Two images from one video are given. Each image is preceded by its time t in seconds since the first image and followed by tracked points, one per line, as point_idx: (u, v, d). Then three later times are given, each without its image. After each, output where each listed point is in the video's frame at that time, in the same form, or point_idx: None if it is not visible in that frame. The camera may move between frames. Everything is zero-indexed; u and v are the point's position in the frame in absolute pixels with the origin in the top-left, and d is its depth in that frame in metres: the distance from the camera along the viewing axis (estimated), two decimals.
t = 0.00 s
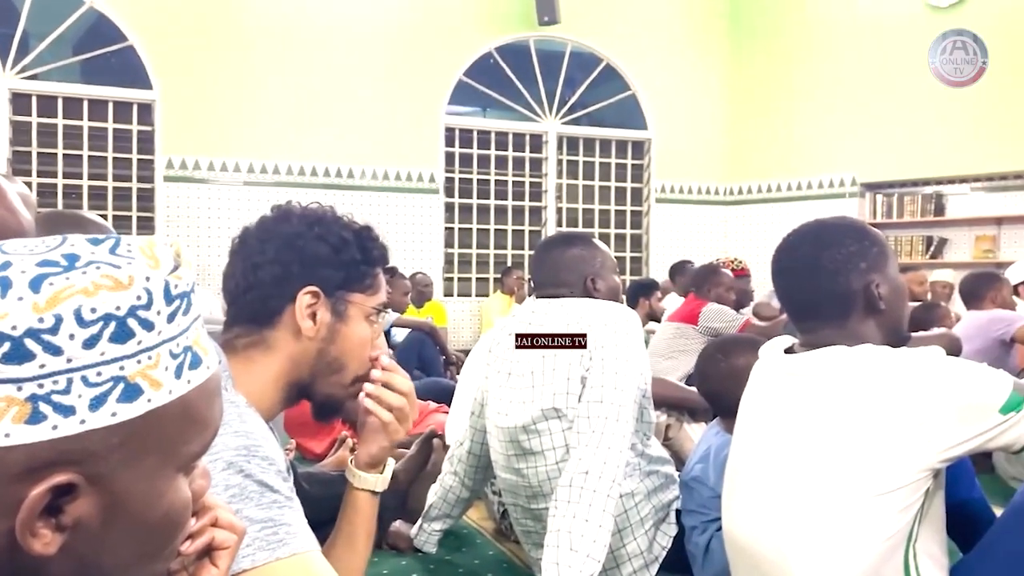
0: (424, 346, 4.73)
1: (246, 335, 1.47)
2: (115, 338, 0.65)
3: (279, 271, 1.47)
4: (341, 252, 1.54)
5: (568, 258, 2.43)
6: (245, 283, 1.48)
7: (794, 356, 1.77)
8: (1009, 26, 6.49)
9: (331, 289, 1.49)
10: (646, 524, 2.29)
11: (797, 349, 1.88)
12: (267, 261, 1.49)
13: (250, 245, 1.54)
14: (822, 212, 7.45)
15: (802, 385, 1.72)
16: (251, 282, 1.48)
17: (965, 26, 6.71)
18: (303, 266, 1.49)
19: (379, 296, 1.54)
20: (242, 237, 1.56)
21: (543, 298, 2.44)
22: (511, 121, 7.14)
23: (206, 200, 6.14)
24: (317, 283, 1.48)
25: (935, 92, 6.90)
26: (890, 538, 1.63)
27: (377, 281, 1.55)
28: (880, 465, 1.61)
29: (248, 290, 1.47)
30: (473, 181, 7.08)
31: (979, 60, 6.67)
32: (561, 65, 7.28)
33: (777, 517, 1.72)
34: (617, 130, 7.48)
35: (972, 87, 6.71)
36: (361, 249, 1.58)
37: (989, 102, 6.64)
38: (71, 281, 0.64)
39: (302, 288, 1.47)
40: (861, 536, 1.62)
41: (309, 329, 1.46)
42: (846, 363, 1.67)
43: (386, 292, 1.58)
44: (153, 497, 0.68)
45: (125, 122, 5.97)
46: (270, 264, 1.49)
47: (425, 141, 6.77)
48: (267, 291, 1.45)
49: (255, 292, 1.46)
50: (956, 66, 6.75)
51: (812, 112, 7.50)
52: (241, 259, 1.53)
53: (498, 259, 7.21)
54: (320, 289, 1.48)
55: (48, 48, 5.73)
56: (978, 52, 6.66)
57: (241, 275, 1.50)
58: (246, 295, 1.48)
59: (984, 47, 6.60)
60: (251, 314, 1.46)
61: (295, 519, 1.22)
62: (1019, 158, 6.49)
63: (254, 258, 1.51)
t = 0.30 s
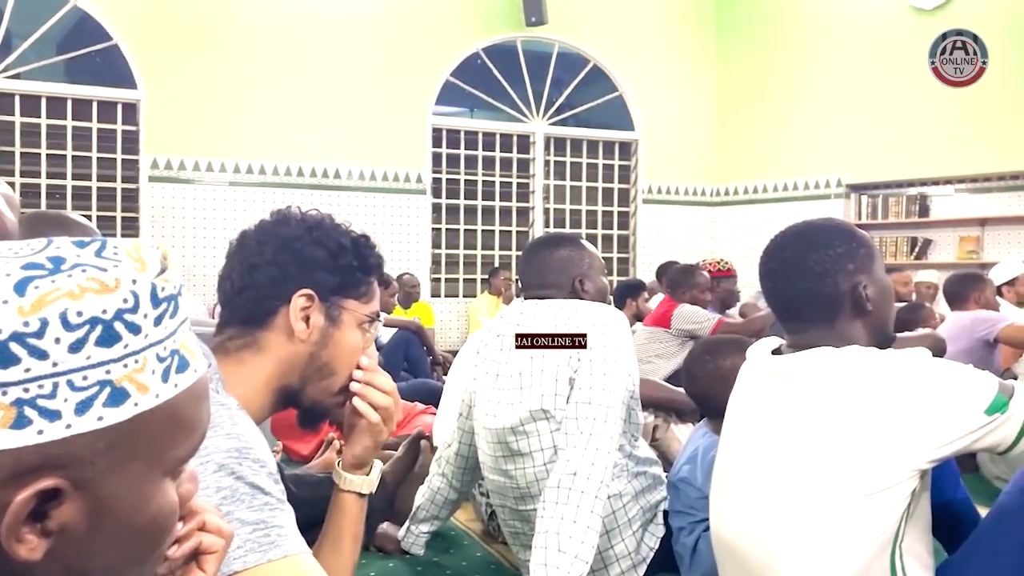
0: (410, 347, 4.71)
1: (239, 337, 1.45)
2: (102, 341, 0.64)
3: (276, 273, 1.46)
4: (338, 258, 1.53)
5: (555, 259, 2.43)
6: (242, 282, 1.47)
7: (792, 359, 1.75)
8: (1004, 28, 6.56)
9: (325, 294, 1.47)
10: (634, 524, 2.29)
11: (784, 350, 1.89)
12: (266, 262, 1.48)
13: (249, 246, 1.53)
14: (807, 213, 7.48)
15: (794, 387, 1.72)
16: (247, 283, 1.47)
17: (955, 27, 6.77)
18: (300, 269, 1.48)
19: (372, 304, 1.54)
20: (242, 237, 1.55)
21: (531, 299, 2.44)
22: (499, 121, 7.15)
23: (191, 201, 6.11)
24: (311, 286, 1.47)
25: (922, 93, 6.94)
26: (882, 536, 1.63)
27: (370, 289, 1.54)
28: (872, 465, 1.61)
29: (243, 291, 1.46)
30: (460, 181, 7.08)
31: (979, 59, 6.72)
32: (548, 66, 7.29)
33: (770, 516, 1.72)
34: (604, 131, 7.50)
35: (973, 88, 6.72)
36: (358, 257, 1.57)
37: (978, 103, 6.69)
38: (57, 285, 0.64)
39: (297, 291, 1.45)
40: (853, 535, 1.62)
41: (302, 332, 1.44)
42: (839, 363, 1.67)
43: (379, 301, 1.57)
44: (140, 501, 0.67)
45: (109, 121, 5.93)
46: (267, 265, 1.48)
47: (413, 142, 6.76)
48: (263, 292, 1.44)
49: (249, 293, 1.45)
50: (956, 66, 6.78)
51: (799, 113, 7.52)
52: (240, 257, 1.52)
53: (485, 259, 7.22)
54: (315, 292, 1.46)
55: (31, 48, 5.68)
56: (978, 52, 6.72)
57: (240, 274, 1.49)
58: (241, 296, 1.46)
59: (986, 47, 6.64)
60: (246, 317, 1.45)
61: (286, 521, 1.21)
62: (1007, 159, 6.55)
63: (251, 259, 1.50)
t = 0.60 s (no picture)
0: (393, 345, 4.70)
1: (224, 335, 1.42)
2: (80, 341, 0.64)
3: (268, 271, 1.45)
4: (331, 262, 1.52)
5: (539, 257, 2.43)
6: (232, 279, 1.45)
7: (776, 355, 1.75)
8: (999, 28, 6.57)
9: (315, 296, 1.47)
10: (617, 521, 2.30)
11: (765, 347, 1.90)
12: (259, 259, 1.47)
13: (242, 243, 1.52)
14: (788, 211, 7.52)
15: (777, 384, 1.72)
16: (239, 280, 1.45)
17: (942, 27, 6.80)
18: (293, 269, 1.47)
19: (360, 314, 1.53)
20: (237, 235, 1.54)
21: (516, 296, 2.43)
22: (481, 120, 7.14)
23: (172, 199, 6.07)
24: (302, 288, 1.46)
25: (906, 93, 6.97)
26: (862, 531, 1.64)
27: (360, 298, 1.53)
28: (853, 460, 1.62)
29: (234, 287, 1.44)
30: (443, 180, 7.07)
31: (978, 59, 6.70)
32: (531, 65, 7.29)
33: (754, 513, 1.72)
34: (587, 130, 7.52)
35: (969, 89, 6.71)
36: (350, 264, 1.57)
37: (962, 104, 6.73)
38: (33, 284, 0.64)
39: (287, 292, 1.45)
40: (835, 531, 1.63)
41: (288, 333, 1.43)
42: (821, 359, 1.67)
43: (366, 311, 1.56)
44: (120, 503, 0.66)
45: (88, 119, 5.88)
46: (260, 263, 1.47)
47: (396, 140, 6.75)
48: (252, 290, 1.43)
49: (241, 289, 1.43)
50: (956, 66, 6.74)
51: (782, 110, 7.55)
52: (232, 253, 1.51)
53: (469, 258, 7.22)
54: (304, 294, 1.46)
55: (9, 45, 5.61)
56: (978, 52, 6.70)
57: (231, 271, 1.47)
58: (231, 292, 1.44)
59: (986, 47, 6.63)
60: (233, 314, 1.42)
61: (268, 520, 1.21)
62: (990, 159, 6.59)
63: (245, 257, 1.49)
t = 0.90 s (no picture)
0: (378, 342, 4.69)
1: (210, 334, 1.40)
2: (61, 340, 0.63)
3: (257, 270, 1.44)
4: (321, 265, 1.51)
5: (524, 254, 2.43)
6: (222, 278, 1.44)
7: (758, 350, 1.76)
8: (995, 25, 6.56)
9: (303, 298, 1.46)
10: (604, 518, 2.30)
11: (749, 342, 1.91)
12: (250, 258, 1.47)
13: (234, 242, 1.52)
14: (772, 208, 7.56)
15: (761, 378, 1.73)
16: (228, 279, 1.43)
17: (930, 25, 6.82)
18: (283, 270, 1.46)
19: (348, 317, 1.52)
20: (229, 233, 1.53)
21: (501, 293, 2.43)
22: (465, 116, 7.14)
23: (155, 198, 6.03)
24: (291, 290, 1.45)
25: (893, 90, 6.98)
26: (846, 525, 1.65)
27: (347, 302, 1.52)
28: (837, 454, 1.63)
29: (223, 285, 1.43)
30: (428, 177, 7.06)
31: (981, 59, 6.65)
32: (516, 61, 7.29)
33: (739, 506, 1.72)
34: (571, 126, 7.52)
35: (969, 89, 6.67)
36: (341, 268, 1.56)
37: (950, 102, 6.74)
38: (14, 282, 0.63)
39: (274, 292, 1.43)
40: (818, 524, 1.64)
41: (275, 333, 1.41)
42: (805, 355, 1.68)
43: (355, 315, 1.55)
44: (103, 503, 0.66)
45: (69, 117, 5.82)
46: (250, 262, 1.46)
47: (381, 137, 6.73)
48: (241, 289, 1.41)
49: (230, 287, 1.41)
50: (955, 66, 6.71)
51: (767, 107, 7.58)
52: (223, 251, 1.50)
53: (454, 255, 7.21)
54: (293, 295, 1.44)
55: None
56: (978, 52, 6.65)
57: (221, 270, 1.46)
58: (219, 291, 1.43)
59: (986, 47, 6.58)
60: (220, 313, 1.40)
61: (253, 518, 1.20)
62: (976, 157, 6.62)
63: (236, 255, 1.48)
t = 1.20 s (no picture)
0: (362, 338, 4.67)
1: (195, 334, 1.39)
2: (40, 340, 0.63)
3: (247, 271, 1.44)
4: (312, 270, 1.50)
5: (506, 249, 2.43)
6: (211, 277, 1.43)
7: (740, 344, 1.77)
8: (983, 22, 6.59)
9: (292, 302, 1.45)
10: (588, 512, 2.31)
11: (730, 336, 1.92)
12: (241, 258, 1.46)
13: (228, 238, 1.51)
14: (753, 202, 7.59)
15: (742, 371, 1.74)
16: (217, 277, 1.42)
17: (913, 21, 6.85)
18: (274, 271, 1.46)
19: (336, 324, 1.52)
20: (223, 231, 1.53)
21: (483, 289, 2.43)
22: (447, 111, 7.12)
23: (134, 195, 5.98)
24: (279, 292, 1.44)
25: (876, 86, 7.02)
26: (827, 515, 1.66)
27: (335, 310, 1.51)
28: (818, 446, 1.64)
29: (212, 284, 1.42)
30: (410, 172, 7.04)
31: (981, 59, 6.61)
32: (497, 56, 7.28)
33: (722, 498, 1.73)
34: (553, 122, 7.53)
35: (968, 89, 6.65)
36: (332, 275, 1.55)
37: (932, 97, 6.78)
38: None
39: (263, 295, 1.42)
40: (800, 516, 1.65)
41: (261, 335, 1.40)
42: (787, 347, 1.69)
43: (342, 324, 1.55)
44: (85, 503, 0.65)
45: (46, 113, 5.75)
46: (241, 261, 1.45)
47: (363, 132, 6.70)
48: (229, 288, 1.40)
49: (219, 287, 1.41)
50: (956, 66, 6.66)
51: (747, 101, 7.63)
52: (215, 248, 1.49)
53: (437, 251, 7.19)
54: (281, 299, 1.43)
55: None
56: (978, 52, 6.61)
57: (212, 268, 1.45)
58: (208, 289, 1.42)
59: (987, 47, 6.53)
60: (207, 311, 1.39)
61: (238, 517, 1.20)
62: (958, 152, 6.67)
63: (227, 253, 1.47)
